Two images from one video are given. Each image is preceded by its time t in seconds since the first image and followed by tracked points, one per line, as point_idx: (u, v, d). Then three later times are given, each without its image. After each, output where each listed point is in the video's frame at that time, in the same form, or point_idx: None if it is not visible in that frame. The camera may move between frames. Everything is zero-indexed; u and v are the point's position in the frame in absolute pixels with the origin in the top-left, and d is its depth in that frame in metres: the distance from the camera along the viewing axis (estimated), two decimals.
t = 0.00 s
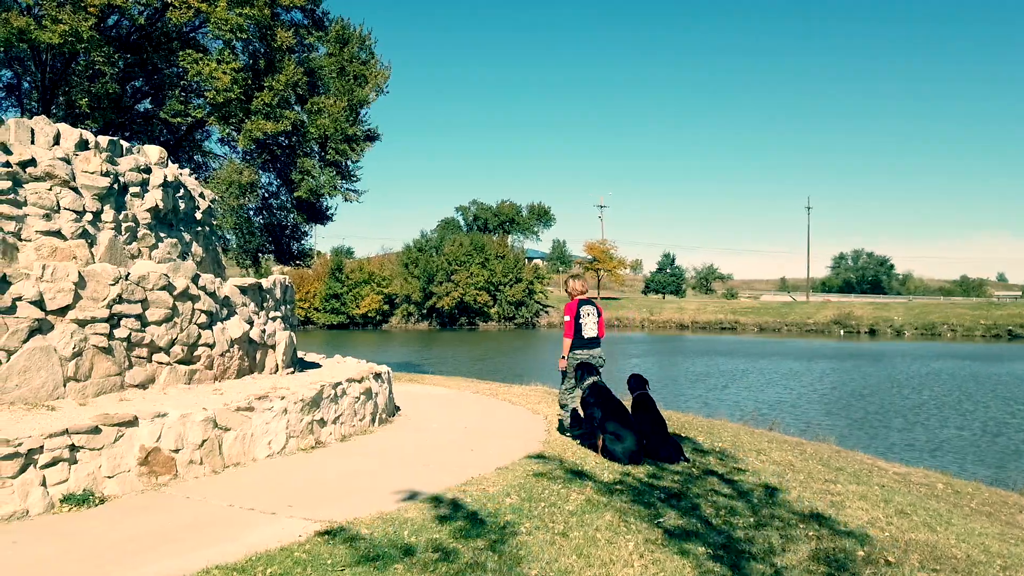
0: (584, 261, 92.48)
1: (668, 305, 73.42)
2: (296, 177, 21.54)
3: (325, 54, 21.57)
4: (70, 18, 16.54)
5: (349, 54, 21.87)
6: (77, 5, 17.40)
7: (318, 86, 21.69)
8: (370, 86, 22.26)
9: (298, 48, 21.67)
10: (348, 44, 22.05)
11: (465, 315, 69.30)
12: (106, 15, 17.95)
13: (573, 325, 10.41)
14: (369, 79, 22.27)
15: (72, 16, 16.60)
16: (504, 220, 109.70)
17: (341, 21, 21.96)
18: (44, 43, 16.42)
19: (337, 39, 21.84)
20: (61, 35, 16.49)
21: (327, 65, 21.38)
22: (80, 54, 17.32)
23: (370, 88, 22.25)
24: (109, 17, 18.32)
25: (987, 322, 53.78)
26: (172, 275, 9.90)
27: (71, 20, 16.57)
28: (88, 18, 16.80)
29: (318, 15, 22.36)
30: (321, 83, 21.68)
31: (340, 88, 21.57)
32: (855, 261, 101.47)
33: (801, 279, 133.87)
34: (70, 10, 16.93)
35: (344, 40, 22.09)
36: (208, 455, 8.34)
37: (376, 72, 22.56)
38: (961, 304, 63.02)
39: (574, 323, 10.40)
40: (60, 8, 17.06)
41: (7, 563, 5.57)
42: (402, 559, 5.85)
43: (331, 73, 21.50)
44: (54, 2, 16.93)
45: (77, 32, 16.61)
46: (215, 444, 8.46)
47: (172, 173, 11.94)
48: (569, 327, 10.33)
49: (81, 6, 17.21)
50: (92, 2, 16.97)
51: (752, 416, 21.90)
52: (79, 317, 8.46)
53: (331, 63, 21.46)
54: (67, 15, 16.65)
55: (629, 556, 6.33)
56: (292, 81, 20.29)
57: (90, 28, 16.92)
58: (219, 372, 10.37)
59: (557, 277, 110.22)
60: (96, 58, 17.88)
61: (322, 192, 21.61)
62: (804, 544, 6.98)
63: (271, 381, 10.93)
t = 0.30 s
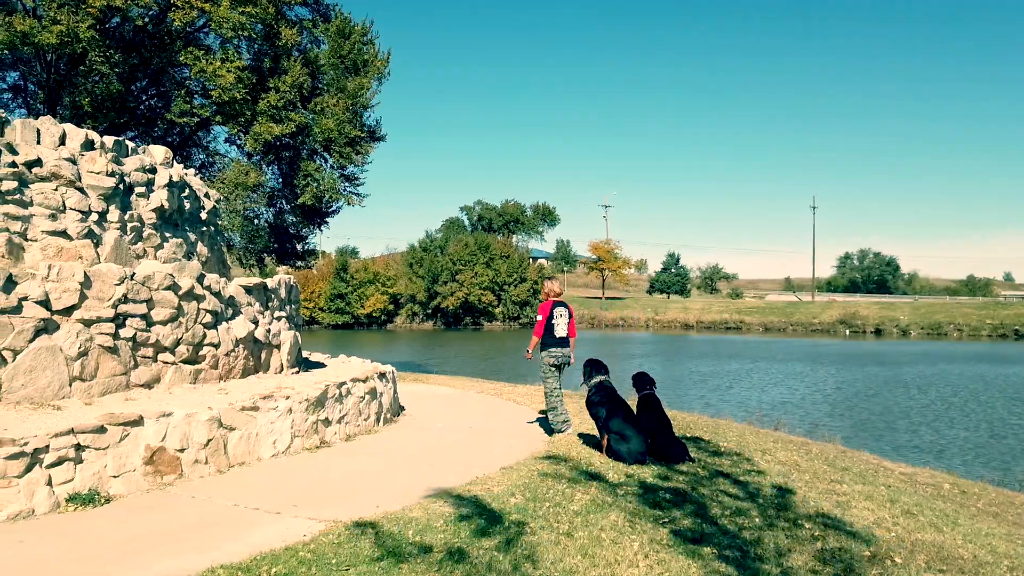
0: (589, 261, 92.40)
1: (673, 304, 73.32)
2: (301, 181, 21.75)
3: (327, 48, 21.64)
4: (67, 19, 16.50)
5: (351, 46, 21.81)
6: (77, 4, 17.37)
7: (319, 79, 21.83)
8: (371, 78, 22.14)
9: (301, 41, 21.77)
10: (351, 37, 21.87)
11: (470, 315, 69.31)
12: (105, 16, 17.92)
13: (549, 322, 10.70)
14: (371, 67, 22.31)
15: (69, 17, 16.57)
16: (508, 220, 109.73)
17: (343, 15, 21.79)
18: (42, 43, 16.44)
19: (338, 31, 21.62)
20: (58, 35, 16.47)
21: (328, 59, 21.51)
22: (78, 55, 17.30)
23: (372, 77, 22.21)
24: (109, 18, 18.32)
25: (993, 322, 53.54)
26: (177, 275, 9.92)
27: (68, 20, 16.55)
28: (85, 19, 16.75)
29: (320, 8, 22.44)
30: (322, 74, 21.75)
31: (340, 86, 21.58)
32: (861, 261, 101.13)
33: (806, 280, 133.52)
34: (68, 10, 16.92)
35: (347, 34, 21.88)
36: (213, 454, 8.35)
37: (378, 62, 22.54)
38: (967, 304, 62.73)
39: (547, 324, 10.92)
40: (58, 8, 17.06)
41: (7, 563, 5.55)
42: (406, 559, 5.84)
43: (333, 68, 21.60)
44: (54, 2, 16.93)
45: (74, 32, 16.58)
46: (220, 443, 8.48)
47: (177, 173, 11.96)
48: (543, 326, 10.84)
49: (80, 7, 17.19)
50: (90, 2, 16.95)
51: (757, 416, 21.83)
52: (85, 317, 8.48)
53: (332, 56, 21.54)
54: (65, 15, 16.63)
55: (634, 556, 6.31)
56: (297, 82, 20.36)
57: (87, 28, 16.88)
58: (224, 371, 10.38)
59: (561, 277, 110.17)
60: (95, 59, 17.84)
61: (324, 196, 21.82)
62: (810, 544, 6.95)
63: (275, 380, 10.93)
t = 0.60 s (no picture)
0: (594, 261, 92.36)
1: (678, 304, 73.23)
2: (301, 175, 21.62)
3: (331, 48, 21.64)
4: (73, 18, 16.59)
5: (354, 46, 21.88)
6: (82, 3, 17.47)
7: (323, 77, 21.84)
8: (373, 77, 22.07)
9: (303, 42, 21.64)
10: (353, 36, 22.01)
11: (475, 314, 69.32)
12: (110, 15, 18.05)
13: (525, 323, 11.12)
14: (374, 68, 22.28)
15: (74, 16, 16.66)
16: (513, 220, 109.75)
17: (346, 14, 21.95)
18: (48, 42, 16.52)
19: (342, 31, 21.81)
20: (65, 34, 16.55)
21: (333, 59, 21.57)
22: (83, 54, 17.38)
23: (375, 78, 22.21)
24: (113, 17, 18.41)
25: (999, 322, 53.32)
26: (182, 274, 9.94)
27: (73, 19, 16.64)
28: (91, 17, 16.81)
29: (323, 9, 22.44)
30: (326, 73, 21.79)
31: (341, 76, 21.49)
32: (866, 261, 100.77)
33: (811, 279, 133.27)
34: (73, 9, 17.00)
35: (350, 33, 22.09)
36: (217, 453, 8.37)
37: (381, 61, 22.50)
38: (973, 303, 62.46)
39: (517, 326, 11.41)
40: (64, 7, 17.14)
41: (7, 562, 5.55)
42: (408, 557, 5.84)
43: (337, 67, 21.62)
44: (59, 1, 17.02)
45: (80, 31, 16.67)
46: (224, 442, 8.50)
47: (182, 173, 11.99)
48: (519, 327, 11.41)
49: (86, 5, 17.27)
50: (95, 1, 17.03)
51: (762, 416, 21.77)
52: (89, 316, 8.51)
53: (336, 55, 21.56)
54: (71, 15, 16.72)
55: (637, 555, 6.29)
56: (299, 81, 20.31)
57: (93, 26, 16.96)
58: (228, 371, 10.40)
59: (566, 277, 110.11)
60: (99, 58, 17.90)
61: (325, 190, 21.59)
62: (814, 544, 6.93)
63: (279, 380, 10.95)
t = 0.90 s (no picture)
0: (598, 260, 92.22)
1: (682, 304, 73.09)
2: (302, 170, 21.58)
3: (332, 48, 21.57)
4: (79, 17, 16.59)
5: (355, 45, 21.79)
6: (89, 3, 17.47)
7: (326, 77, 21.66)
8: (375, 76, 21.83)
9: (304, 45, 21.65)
10: (354, 36, 21.90)
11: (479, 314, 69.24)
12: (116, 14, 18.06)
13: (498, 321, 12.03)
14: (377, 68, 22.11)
15: (81, 15, 16.64)
16: (517, 220, 109.67)
17: (346, 14, 21.86)
18: (55, 41, 16.56)
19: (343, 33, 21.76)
20: (72, 33, 16.57)
21: (336, 60, 21.29)
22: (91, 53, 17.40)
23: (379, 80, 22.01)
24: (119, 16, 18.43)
25: (1005, 323, 53.11)
26: (186, 274, 9.95)
27: (80, 18, 16.64)
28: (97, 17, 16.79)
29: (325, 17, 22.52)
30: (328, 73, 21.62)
31: (342, 73, 21.23)
32: (871, 261, 100.37)
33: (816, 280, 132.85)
34: (79, 8, 16.99)
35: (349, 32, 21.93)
36: (221, 453, 8.37)
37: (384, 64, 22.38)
38: (978, 303, 62.22)
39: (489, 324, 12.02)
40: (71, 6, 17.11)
41: (7, 562, 5.53)
42: (413, 556, 5.85)
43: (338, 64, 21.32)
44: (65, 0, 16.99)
45: (87, 31, 16.68)
46: (228, 441, 8.50)
47: (186, 173, 12.00)
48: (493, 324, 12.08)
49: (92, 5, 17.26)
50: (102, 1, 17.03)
51: (766, 416, 21.72)
52: (93, 315, 8.51)
53: (339, 57, 21.29)
54: (77, 14, 16.70)
55: (641, 556, 6.27)
56: (296, 77, 20.12)
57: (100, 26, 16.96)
58: (232, 370, 10.41)
59: (570, 277, 110.02)
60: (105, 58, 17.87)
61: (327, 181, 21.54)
62: (819, 545, 6.89)
63: (283, 379, 10.95)
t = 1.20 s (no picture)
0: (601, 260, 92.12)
1: (685, 304, 72.97)
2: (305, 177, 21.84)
3: (342, 55, 21.63)
4: (77, 20, 16.62)
5: (365, 54, 21.68)
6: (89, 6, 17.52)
7: (334, 83, 21.72)
8: (384, 87, 21.67)
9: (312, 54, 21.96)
10: (364, 45, 21.92)
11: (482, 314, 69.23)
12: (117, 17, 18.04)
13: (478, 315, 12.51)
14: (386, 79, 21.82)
15: (79, 18, 16.68)
16: (521, 220, 109.60)
17: (357, 22, 21.98)
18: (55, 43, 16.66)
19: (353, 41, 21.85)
20: (69, 36, 16.62)
21: (344, 65, 21.43)
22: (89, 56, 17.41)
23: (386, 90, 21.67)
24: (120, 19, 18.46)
25: (1010, 323, 52.92)
26: (190, 274, 9.96)
27: (78, 21, 16.67)
28: (95, 19, 16.83)
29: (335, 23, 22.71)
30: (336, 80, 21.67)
31: (349, 81, 21.22)
32: (876, 261, 100.05)
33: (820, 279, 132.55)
34: (77, 11, 17.03)
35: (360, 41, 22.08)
36: (225, 453, 8.37)
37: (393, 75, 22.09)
38: (984, 303, 62.00)
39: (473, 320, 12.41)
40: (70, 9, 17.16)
41: (7, 563, 5.52)
42: (417, 556, 5.86)
43: (348, 72, 21.41)
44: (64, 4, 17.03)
45: (84, 33, 16.70)
46: (232, 441, 8.50)
47: (190, 173, 12.02)
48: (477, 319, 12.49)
49: (92, 8, 17.30)
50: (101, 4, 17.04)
51: (770, 417, 21.68)
52: (98, 315, 8.52)
53: (348, 62, 21.41)
54: (75, 17, 16.74)
55: (645, 557, 6.25)
56: (299, 80, 20.40)
57: (98, 28, 16.98)
58: (236, 370, 10.42)
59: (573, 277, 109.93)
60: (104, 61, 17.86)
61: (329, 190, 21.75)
62: (824, 546, 6.87)
63: (287, 379, 10.95)
